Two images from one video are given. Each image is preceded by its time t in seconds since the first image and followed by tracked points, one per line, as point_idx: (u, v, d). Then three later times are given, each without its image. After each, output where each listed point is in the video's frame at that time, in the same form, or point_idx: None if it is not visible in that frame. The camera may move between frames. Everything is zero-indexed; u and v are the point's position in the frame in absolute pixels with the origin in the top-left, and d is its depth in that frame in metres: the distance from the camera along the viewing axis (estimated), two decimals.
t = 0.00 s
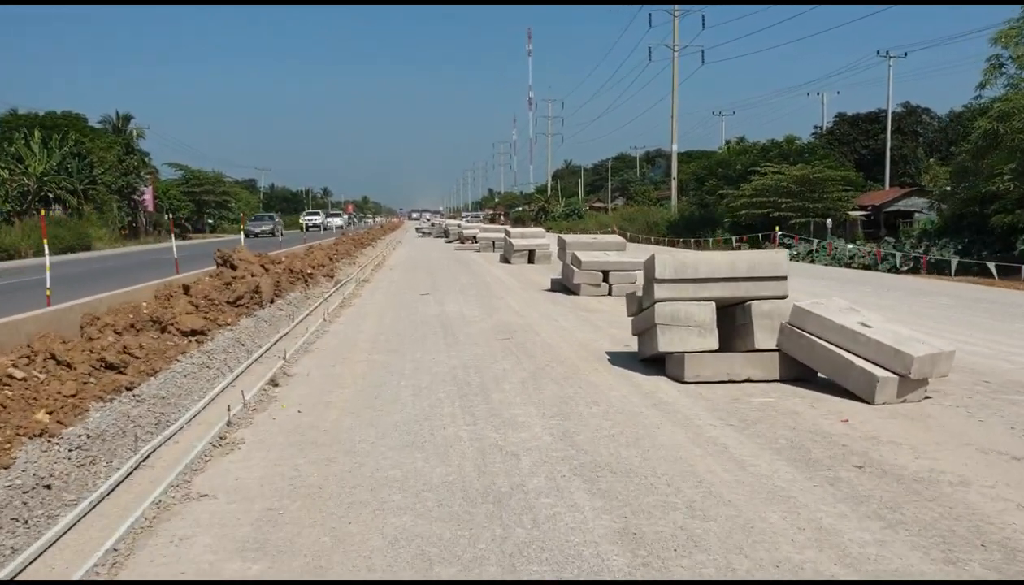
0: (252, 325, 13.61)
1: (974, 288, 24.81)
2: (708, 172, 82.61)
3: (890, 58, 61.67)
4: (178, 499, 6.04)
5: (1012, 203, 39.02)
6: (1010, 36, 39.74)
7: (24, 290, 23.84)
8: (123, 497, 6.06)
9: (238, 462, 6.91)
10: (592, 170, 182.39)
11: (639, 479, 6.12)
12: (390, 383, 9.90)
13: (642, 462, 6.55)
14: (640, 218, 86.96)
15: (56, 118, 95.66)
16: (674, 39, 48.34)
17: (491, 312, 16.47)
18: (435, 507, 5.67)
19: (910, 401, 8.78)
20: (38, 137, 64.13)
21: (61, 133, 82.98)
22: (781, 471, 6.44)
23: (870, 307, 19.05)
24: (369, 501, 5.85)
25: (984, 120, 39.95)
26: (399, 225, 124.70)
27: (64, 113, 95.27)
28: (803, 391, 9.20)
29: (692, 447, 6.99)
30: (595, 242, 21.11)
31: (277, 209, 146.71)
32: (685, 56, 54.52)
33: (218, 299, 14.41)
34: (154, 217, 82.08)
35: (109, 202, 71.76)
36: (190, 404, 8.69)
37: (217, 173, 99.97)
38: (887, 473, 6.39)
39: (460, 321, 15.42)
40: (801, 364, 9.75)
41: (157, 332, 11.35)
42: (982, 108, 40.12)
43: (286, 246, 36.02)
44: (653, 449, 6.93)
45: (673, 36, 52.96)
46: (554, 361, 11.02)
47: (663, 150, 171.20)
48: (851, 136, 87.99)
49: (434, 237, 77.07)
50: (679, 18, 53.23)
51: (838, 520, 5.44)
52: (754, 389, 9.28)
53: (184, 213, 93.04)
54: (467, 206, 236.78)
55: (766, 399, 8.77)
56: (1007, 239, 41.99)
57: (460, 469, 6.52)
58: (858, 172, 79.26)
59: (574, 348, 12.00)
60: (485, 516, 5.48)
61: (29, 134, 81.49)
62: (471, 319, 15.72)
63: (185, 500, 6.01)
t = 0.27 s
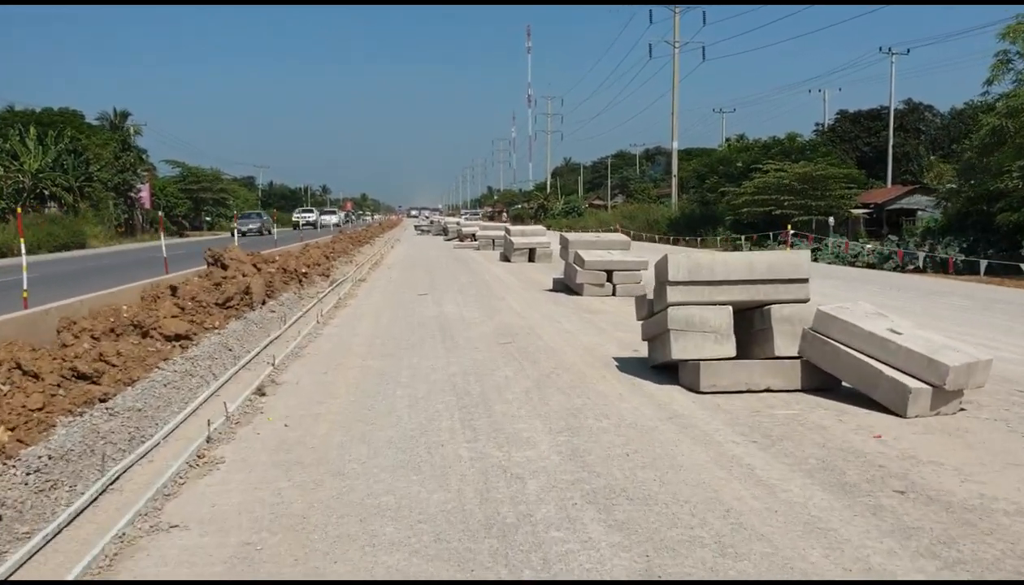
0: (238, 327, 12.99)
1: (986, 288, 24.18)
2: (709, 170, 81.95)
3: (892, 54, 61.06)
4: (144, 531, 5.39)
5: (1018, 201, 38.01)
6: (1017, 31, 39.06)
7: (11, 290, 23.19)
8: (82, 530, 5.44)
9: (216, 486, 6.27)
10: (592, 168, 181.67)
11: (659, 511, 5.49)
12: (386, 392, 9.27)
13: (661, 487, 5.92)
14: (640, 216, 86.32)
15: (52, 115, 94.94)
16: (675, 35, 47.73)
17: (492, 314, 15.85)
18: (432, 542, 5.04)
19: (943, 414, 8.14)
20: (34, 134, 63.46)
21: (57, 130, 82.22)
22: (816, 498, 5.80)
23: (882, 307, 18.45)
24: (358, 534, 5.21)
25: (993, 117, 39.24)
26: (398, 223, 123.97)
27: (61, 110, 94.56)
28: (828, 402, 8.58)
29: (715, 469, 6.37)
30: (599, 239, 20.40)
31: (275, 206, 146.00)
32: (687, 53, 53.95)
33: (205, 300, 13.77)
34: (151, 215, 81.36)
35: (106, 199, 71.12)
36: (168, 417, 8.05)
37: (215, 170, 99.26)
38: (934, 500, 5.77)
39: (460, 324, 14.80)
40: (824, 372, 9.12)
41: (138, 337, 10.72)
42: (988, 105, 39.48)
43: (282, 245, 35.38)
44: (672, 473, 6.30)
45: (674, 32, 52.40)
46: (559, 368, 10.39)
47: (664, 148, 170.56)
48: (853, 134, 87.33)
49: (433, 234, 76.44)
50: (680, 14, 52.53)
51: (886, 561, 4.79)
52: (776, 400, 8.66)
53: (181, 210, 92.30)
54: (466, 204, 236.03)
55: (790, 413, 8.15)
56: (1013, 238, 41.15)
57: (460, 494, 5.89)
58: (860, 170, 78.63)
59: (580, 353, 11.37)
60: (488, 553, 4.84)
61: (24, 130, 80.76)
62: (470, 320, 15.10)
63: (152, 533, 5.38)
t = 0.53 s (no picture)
0: (224, 331, 12.36)
1: (999, 287, 23.48)
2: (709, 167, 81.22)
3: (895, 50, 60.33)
4: (98, 572, 4.74)
5: None
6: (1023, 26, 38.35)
7: None
8: (27, 571, 4.78)
9: (185, 514, 5.64)
10: (591, 165, 180.88)
11: (681, 546, 4.88)
12: (378, 404, 8.62)
13: (683, 518, 5.28)
14: (640, 214, 85.67)
15: (48, 111, 94.22)
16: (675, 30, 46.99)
17: (492, 315, 15.22)
18: None
19: (981, 429, 7.51)
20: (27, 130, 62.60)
21: (52, 127, 81.47)
22: (858, 530, 5.17)
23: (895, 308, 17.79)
24: (341, 577, 4.56)
25: (1001, 113, 38.48)
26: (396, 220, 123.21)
27: (57, 107, 93.81)
28: (855, 415, 7.95)
29: (742, 495, 5.73)
30: (601, 239, 19.72)
31: (273, 204, 145.20)
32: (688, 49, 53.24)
33: (191, 302, 13.14)
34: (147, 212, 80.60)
35: (101, 196, 70.28)
36: (139, 434, 7.40)
37: (212, 167, 98.50)
38: (990, 532, 5.12)
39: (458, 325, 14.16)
40: (849, 382, 8.49)
41: (115, 343, 10.08)
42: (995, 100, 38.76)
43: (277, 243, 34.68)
44: (694, 500, 5.67)
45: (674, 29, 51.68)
46: (564, 375, 9.75)
47: (663, 145, 169.71)
48: (854, 130, 86.59)
49: (431, 232, 75.76)
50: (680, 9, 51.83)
51: None
52: (799, 412, 8.03)
53: (178, 207, 91.53)
54: (465, 202, 235.22)
55: (816, 427, 7.53)
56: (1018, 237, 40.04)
57: (457, 527, 5.24)
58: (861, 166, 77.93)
59: (586, 359, 10.74)
60: None
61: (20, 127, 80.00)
62: (469, 322, 14.46)
63: (107, 574, 4.72)
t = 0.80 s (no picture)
0: (206, 334, 11.70)
1: (1009, 286, 22.83)
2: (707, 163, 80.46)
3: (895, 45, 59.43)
4: None
5: None
6: None
7: None
8: None
9: (143, 546, 5.02)
10: (587, 162, 180.05)
11: None
12: (367, 415, 7.98)
13: (707, 557, 4.66)
14: (638, 210, 85.00)
15: (41, 107, 93.26)
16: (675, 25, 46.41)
17: (490, 315, 14.59)
18: None
19: (1023, 443, 6.87)
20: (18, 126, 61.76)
21: (45, 122, 80.49)
22: (905, 569, 4.55)
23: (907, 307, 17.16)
24: None
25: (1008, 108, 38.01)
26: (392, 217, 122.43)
27: (51, 103, 92.91)
28: (883, 428, 7.33)
29: (771, 526, 5.10)
30: (602, 236, 19.09)
31: (269, 200, 144.26)
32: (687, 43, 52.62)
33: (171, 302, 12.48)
34: (141, 209, 79.62)
35: (94, 192, 69.46)
36: (101, 453, 6.77)
37: (207, 163, 97.59)
38: None
39: (454, 327, 13.52)
40: (876, 392, 7.87)
41: (84, 348, 9.42)
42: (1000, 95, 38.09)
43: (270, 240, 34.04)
44: (718, 531, 5.03)
45: (672, 23, 50.94)
46: (567, 383, 9.12)
47: (661, 141, 168.89)
48: (853, 126, 85.90)
49: (427, 229, 75.00)
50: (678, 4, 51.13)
51: None
52: (823, 424, 7.40)
53: (172, 204, 90.60)
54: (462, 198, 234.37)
55: (843, 443, 6.92)
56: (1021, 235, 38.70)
57: (449, 567, 4.60)
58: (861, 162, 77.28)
59: (589, 364, 10.11)
60: None
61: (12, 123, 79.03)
62: (465, 323, 13.83)
63: None
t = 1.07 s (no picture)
0: (182, 338, 11.02)
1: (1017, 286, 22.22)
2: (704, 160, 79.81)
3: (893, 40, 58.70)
4: None
5: None
6: None
7: None
8: None
9: None
10: (582, 159, 179.29)
11: None
12: (352, 429, 7.35)
13: None
14: (634, 207, 84.31)
15: (32, 102, 92.29)
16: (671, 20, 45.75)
17: (485, 316, 13.98)
18: None
19: None
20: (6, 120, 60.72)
21: (34, 117, 79.51)
22: None
23: (917, 307, 16.53)
24: None
25: (1009, 104, 37.44)
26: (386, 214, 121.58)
27: (42, 98, 91.95)
28: (913, 446, 6.72)
29: (804, 569, 4.48)
30: (600, 235, 18.18)
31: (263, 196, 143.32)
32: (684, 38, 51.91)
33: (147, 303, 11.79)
34: (132, 205, 78.69)
35: (85, 188, 68.50)
36: (55, 476, 6.13)
37: (200, 159, 96.65)
38: None
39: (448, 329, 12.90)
40: (904, 405, 7.24)
41: (48, 356, 8.77)
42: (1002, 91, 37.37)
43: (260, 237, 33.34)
44: (745, 575, 4.41)
45: (669, 18, 50.26)
46: (569, 393, 8.50)
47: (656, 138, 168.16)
48: (850, 122, 85.21)
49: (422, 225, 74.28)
50: None
51: None
52: (849, 442, 6.79)
53: (164, 200, 89.64)
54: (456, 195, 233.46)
55: (874, 464, 6.32)
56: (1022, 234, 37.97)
57: None
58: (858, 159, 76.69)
59: (591, 371, 9.49)
60: None
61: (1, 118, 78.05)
62: (459, 325, 13.20)
63: None
